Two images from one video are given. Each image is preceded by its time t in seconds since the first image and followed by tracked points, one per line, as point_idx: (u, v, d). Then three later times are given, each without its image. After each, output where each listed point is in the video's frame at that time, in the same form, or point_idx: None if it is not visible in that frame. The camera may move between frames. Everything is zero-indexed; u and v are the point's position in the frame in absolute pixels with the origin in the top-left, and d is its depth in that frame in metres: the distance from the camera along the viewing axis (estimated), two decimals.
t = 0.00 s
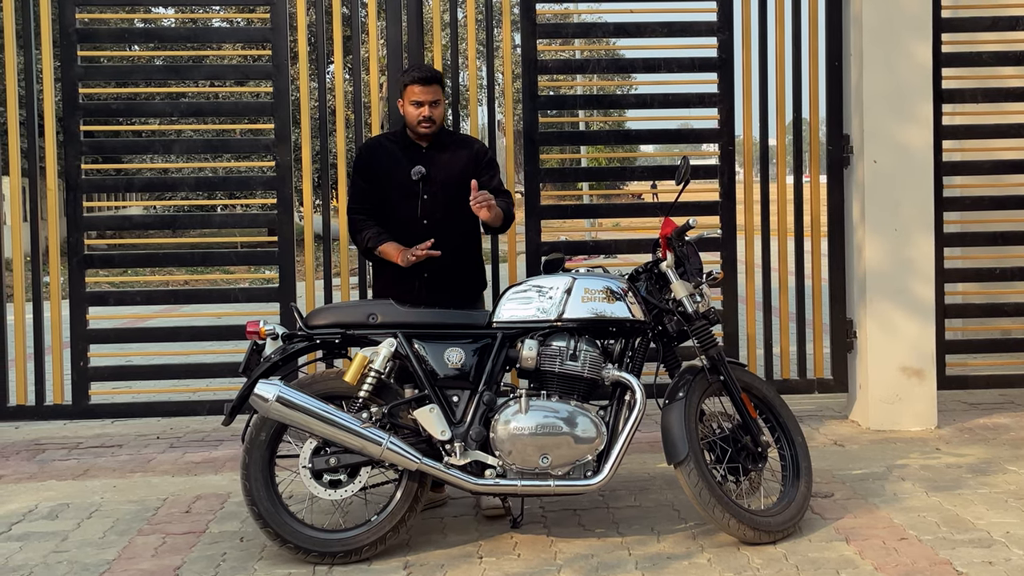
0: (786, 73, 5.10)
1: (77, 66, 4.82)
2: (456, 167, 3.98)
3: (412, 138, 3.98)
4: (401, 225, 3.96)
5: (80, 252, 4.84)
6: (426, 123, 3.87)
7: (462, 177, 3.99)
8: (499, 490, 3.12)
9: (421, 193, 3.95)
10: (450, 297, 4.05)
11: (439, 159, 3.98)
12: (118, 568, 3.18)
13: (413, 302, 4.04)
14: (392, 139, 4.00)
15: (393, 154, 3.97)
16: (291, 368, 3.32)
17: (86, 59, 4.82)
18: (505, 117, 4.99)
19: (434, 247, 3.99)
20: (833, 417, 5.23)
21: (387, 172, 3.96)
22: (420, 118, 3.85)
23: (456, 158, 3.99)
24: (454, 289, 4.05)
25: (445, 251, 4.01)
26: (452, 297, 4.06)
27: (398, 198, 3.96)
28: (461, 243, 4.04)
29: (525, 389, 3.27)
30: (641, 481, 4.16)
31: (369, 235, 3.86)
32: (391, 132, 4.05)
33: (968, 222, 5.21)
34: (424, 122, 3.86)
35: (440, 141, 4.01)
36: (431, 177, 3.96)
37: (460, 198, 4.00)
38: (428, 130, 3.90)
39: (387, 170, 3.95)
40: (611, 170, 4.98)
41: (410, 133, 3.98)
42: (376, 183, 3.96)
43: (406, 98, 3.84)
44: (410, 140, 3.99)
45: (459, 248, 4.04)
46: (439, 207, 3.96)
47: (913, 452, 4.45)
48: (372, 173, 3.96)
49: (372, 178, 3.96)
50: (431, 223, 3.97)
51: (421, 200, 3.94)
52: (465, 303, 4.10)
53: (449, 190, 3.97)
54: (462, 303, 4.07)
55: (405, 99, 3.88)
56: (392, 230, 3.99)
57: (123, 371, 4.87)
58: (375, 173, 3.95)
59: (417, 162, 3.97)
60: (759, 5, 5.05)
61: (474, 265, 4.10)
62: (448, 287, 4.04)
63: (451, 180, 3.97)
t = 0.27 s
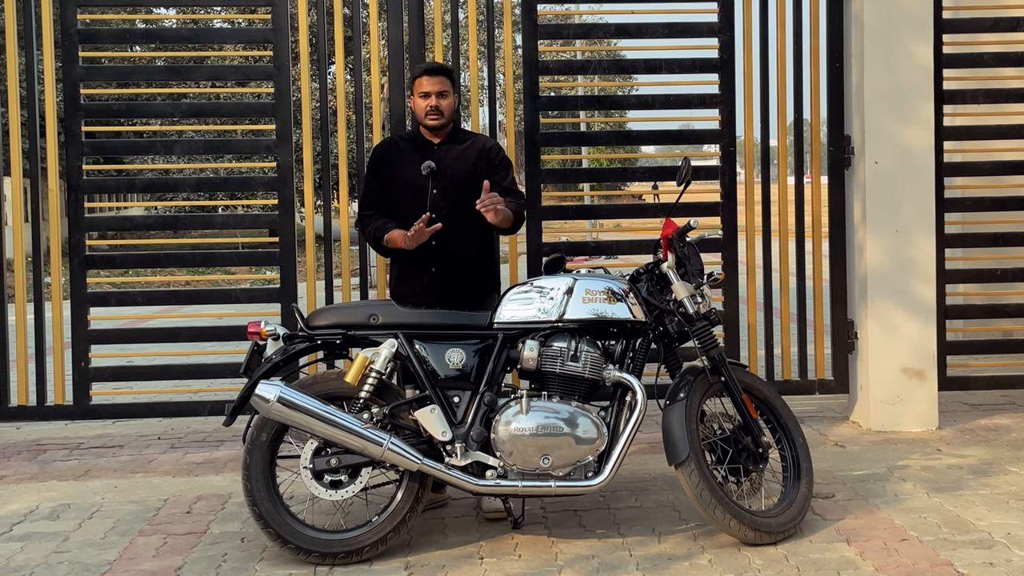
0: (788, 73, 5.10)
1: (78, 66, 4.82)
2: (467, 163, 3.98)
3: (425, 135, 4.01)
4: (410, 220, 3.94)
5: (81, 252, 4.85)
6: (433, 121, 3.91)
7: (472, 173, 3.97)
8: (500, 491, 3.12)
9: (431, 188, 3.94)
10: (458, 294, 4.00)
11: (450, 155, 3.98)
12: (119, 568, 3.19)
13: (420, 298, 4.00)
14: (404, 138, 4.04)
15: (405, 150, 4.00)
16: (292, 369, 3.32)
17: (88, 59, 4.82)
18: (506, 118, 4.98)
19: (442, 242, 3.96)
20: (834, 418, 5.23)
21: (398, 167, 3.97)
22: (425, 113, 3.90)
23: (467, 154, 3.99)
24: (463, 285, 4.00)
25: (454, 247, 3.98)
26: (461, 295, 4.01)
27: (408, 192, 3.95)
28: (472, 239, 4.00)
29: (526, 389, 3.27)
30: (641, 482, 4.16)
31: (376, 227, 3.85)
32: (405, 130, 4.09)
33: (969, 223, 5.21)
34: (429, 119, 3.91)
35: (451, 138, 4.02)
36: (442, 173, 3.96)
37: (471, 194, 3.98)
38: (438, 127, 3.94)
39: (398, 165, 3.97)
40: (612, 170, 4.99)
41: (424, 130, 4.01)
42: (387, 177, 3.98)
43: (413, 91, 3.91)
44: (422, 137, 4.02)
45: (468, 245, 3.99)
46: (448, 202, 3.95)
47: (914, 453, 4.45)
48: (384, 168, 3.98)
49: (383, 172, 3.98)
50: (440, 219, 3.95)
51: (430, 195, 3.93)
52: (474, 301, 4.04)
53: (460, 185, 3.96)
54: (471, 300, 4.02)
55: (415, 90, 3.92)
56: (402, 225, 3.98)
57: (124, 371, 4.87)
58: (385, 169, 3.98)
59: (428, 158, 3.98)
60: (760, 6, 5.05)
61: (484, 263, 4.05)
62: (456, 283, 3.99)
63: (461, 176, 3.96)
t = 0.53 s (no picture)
0: (789, 74, 5.10)
1: (80, 67, 4.83)
2: (481, 164, 3.94)
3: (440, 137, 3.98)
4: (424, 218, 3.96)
5: (82, 253, 4.85)
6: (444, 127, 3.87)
7: (486, 174, 3.94)
8: (501, 491, 3.12)
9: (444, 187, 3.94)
10: (470, 293, 4.00)
11: (464, 155, 3.95)
12: (120, 569, 3.19)
13: (433, 296, 4.01)
14: (420, 138, 4.01)
15: (420, 150, 3.99)
16: (293, 369, 3.32)
17: (90, 60, 4.83)
18: (507, 119, 4.98)
19: (456, 241, 3.97)
20: (835, 418, 5.23)
21: (413, 167, 3.97)
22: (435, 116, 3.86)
23: (481, 155, 3.95)
24: (476, 285, 4.00)
25: (468, 246, 3.98)
26: (474, 294, 4.00)
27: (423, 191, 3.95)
28: (485, 238, 3.99)
29: (527, 390, 3.28)
30: (643, 483, 4.16)
31: (389, 224, 3.88)
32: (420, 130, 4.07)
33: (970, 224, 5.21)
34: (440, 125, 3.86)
35: (466, 139, 3.99)
36: (456, 174, 3.94)
37: (485, 194, 3.96)
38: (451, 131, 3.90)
39: (413, 165, 3.97)
40: (613, 171, 5.00)
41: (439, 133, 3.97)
42: (401, 177, 3.98)
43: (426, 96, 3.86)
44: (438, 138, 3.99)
45: (481, 244, 3.99)
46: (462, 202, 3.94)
47: (915, 454, 4.45)
48: (398, 168, 3.98)
49: (398, 172, 3.98)
50: (454, 218, 3.95)
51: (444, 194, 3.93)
52: (487, 300, 4.03)
53: (474, 185, 3.93)
54: (483, 300, 4.01)
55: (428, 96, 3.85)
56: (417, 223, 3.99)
57: (125, 372, 4.88)
58: (400, 170, 3.98)
59: (442, 158, 3.96)
60: (762, 8, 5.05)
61: (497, 262, 4.05)
62: (469, 283, 3.99)
63: (476, 176, 3.93)
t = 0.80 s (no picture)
0: (790, 75, 5.10)
1: (81, 68, 4.83)
2: (490, 163, 3.95)
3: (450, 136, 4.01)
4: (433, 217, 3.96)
5: (83, 253, 4.85)
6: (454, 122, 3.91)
7: (495, 173, 3.95)
8: (502, 492, 3.12)
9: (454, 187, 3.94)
10: (480, 292, 3.98)
11: (474, 154, 3.96)
12: (121, 569, 3.19)
13: (443, 295, 4.01)
14: (430, 139, 4.04)
15: (430, 149, 4.01)
16: (295, 370, 3.31)
17: (91, 61, 4.83)
18: (508, 120, 4.98)
19: (465, 240, 3.96)
20: (836, 419, 5.23)
21: (422, 166, 3.99)
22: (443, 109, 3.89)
23: (490, 154, 3.96)
24: (485, 284, 3.99)
25: (477, 245, 3.97)
26: (483, 293, 3.99)
27: (432, 190, 3.96)
28: (494, 237, 3.98)
29: (528, 391, 3.28)
30: (643, 484, 4.16)
31: (399, 223, 3.88)
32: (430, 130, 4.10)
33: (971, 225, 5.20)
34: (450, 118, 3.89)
35: (476, 139, 4.00)
36: (465, 173, 3.94)
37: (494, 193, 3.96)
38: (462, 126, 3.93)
39: (423, 164, 3.99)
40: (614, 171, 5.01)
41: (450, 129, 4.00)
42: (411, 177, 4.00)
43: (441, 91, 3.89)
44: (447, 137, 4.01)
45: (490, 243, 3.98)
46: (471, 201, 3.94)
47: (916, 455, 4.45)
48: (408, 167, 4.00)
49: (407, 171, 4.00)
50: (463, 217, 3.94)
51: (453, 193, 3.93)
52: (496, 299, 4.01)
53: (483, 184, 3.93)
54: (493, 299, 3.99)
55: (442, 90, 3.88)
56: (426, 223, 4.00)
57: (126, 372, 4.88)
58: (410, 170, 4.00)
59: (452, 157, 3.97)
60: (763, 9, 5.05)
61: (506, 262, 4.03)
62: (478, 282, 3.98)
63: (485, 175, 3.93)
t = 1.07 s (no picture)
0: (792, 75, 5.10)
1: (83, 68, 4.83)
2: (496, 166, 3.93)
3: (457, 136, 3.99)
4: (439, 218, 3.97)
5: (85, 253, 4.86)
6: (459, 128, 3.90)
7: (501, 175, 3.93)
8: (503, 492, 3.12)
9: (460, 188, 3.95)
10: (483, 294, 3.98)
11: (481, 156, 3.94)
12: (122, 569, 3.19)
13: (447, 296, 4.03)
14: (439, 139, 4.04)
15: (437, 150, 4.01)
16: (296, 370, 3.32)
17: (92, 61, 4.84)
18: (510, 120, 4.98)
19: (469, 243, 3.96)
20: (837, 420, 5.22)
21: (430, 167, 4.00)
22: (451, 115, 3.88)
23: (498, 157, 3.94)
24: (488, 286, 3.98)
25: (481, 248, 3.97)
26: (486, 296, 3.99)
27: (438, 191, 3.97)
28: (499, 240, 3.97)
29: (529, 391, 3.28)
30: (644, 484, 4.16)
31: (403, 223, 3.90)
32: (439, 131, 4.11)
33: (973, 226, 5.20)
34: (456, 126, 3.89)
35: (483, 140, 3.97)
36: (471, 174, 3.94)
37: (500, 196, 3.94)
38: (464, 136, 3.95)
39: (430, 165, 4.00)
40: (615, 172, 5.00)
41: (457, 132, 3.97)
42: (418, 177, 4.02)
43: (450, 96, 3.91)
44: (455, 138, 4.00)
45: (494, 246, 3.97)
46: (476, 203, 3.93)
47: (917, 456, 4.45)
48: (415, 167, 4.02)
49: (414, 171, 4.02)
50: (468, 219, 3.94)
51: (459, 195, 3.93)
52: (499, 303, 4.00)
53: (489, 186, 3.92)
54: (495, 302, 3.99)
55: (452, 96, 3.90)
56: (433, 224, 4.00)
57: (128, 372, 4.88)
58: (418, 171, 4.02)
59: (458, 159, 3.97)
60: (764, 9, 5.05)
61: (511, 265, 4.02)
62: (482, 284, 3.98)
63: (490, 178, 3.92)
